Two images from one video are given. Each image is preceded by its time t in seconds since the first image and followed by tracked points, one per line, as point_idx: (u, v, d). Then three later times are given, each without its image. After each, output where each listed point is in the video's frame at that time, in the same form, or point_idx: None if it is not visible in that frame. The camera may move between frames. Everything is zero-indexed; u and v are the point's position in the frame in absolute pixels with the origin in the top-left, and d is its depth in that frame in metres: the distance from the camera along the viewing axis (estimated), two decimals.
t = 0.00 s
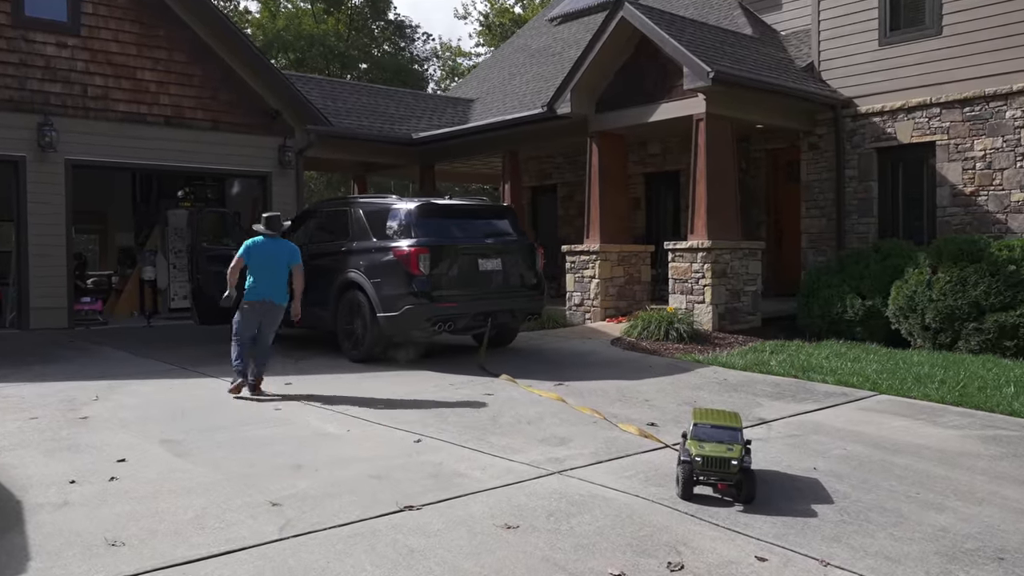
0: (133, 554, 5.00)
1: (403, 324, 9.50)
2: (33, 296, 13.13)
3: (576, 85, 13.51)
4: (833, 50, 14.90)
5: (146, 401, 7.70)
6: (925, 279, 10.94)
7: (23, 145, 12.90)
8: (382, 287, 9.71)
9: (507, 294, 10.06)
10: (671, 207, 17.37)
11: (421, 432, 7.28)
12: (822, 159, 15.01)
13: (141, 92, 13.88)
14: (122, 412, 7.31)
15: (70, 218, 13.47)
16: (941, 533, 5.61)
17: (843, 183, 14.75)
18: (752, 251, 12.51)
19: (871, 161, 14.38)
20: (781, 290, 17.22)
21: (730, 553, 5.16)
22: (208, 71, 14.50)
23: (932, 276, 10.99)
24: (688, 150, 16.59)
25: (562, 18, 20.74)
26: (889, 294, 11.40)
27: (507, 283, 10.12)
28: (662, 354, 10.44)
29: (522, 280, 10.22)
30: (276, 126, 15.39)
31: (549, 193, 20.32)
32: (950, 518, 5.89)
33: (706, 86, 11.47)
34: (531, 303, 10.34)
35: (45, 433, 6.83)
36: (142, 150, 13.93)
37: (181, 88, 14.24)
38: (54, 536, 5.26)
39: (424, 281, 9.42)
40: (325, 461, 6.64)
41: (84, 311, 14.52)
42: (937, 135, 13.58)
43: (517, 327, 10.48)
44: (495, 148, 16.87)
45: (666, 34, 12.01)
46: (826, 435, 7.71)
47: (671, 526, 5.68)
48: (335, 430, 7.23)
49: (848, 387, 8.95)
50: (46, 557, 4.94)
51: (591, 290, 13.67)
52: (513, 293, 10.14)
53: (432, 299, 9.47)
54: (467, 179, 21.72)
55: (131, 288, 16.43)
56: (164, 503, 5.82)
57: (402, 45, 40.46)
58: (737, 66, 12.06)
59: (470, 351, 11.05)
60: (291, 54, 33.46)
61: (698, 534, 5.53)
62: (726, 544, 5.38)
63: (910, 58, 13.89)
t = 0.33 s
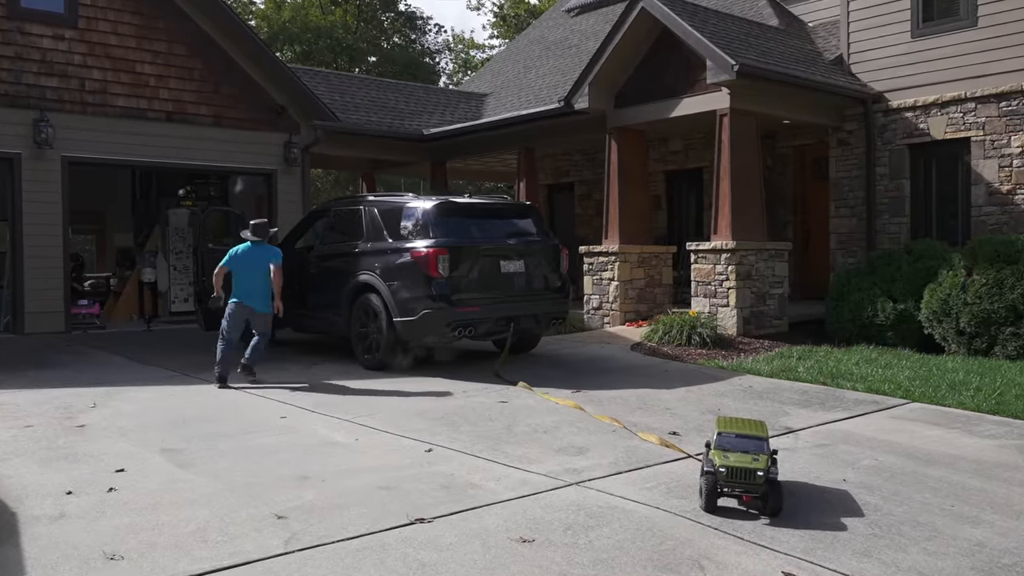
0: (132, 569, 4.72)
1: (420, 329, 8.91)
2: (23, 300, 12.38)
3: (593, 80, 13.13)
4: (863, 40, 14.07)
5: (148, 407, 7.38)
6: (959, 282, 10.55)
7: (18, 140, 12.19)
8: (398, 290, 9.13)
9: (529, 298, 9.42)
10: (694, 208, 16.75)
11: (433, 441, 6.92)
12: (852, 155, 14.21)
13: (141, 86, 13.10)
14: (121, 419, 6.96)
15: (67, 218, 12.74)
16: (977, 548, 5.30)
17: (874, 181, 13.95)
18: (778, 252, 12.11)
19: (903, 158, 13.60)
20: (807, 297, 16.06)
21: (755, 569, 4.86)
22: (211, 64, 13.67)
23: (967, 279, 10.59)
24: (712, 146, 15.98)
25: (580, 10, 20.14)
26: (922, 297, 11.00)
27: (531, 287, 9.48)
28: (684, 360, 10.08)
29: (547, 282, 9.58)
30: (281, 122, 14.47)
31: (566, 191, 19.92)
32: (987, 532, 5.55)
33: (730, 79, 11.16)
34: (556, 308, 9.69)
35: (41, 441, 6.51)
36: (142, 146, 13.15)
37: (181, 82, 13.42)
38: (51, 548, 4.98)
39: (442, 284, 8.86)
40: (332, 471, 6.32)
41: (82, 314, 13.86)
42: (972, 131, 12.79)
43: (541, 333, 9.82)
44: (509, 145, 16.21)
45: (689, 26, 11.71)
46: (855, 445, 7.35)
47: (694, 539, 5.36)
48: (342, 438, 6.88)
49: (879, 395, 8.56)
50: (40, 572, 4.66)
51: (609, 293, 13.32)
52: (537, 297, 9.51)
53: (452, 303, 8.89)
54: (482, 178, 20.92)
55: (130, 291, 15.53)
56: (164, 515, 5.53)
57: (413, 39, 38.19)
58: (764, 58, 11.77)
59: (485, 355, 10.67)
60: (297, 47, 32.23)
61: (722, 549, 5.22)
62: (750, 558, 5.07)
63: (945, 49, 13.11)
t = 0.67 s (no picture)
0: None
1: (436, 334, 8.31)
2: (16, 302, 11.85)
3: (612, 72, 12.76)
4: (894, 31, 13.35)
5: (146, 412, 7.07)
6: (995, 283, 10.15)
7: (10, 135, 11.71)
8: (414, 293, 8.52)
9: (553, 301, 8.74)
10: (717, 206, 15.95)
11: (443, 450, 6.59)
12: (881, 151, 13.56)
13: (138, 79, 12.57)
14: (117, 427, 6.62)
15: (62, 217, 12.20)
16: (1017, 563, 4.99)
17: (905, 177, 13.29)
18: (805, 252, 11.71)
19: (936, 154, 12.93)
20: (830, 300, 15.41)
21: None
22: (213, 55, 13.12)
23: (1004, 281, 10.20)
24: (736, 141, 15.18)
25: None
26: (956, 300, 10.56)
27: (554, 289, 8.79)
28: (705, 366, 9.75)
29: (571, 285, 8.88)
30: (285, 116, 13.89)
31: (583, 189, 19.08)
32: None
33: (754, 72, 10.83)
34: (582, 312, 8.99)
35: (33, 450, 6.19)
36: (140, 142, 12.61)
37: (180, 74, 12.89)
38: (43, 563, 4.69)
39: (461, 286, 8.22)
40: (337, 480, 6.00)
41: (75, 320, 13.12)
42: (1009, 126, 12.09)
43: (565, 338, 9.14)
44: (523, 140, 15.54)
45: (711, 16, 11.39)
46: (887, 455, 6.97)
47: (718, 553, 5.04)
48: (348, 446, 6.54)
49: (911, 402, 8.17)
50: None
51: (629, 295, 12.96)
52: (561, 300, 8.81)
53: (471, 307, 8.25)
54: (495, 175, 20.24)
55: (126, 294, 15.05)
56: (162, 527, 5.23)
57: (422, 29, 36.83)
58: (790, 49, 11.40)
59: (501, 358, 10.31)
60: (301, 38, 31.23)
61: (747, 563, 4.91)
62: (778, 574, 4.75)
63: (980, 41, 12.43)
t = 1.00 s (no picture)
0: None
1: (452, 339, 7.48)
2: (5, 304, 11.34)
3: (631, 64, 12.08)
4: (924, 20, 12.58)
5: (143, 419, 6.75)
6: None
7: None
8: (428, 296, 7.66)
9: (579, 304, 7.88)
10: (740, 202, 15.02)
11: (453, 461, 6.25)
12: (914, 146, 12.66)
13: (134, 71, 12.08)
14: (111, 437, 6.31)
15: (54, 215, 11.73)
16: None
17: (937, 174, 12.40)
18: (832, 252, 10.96)
19: (971, 148, 12.05)
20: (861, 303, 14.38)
21: None
22: (212, 45, 12.61)
23: None
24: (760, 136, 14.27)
25: None
26: (992, 302, 10.07)
27: (580, 292, 7.93)
28: (730, 372, 8.95)
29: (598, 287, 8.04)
30: (289, 110, 13.42)
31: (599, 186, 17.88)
32: None
33: (780, 63, 10.24)
34: (611, 317, 8.10)
35: (22, 461, 5.88)
36: (137, 137, 12.15)
37: (178, 65, 12.40)
38: None
39: (482, 288, 7.38)
40: (341, 491, 5.69)
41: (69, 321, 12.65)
42: None
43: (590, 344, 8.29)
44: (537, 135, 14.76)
45: (735, 5, 10.83)
46: (919, 465, 6.58)
47: (743, 569, 4.72)
48: (354, 457, 6.21)
49: (945, 410, 7.73)
50: None
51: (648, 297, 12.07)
52: (586, 303, 7.95)
53: (493, 310, 7.39)
54: (508, 173, 19.70)
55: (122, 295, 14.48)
56: (158, 541, 4.92)
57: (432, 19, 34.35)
58: (816, 39, 10.79)
59: (513, 361, 9.57)
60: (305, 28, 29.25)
61: None
62: None
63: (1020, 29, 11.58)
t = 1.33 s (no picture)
0: None
1: (473, 345, 7.12)
2: None
3: (652, 55, 11.42)
4: (962, 9, 11.99)
5: (138, 427, 6.46)
6: None
7: None
8: (448, 299, 7.30)
9: (606, 308, 7.48)
10: (766, 202, 14.07)
11: (465, 471, 5.94)
12: (950, 141, 12.07)
13: (129, 61, 11.39)
14: (105, 445, 6.03)
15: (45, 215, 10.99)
16: None
17: (974, 170, 11.81)
18: (864, 253, 10.44)
19: (1010, 143, 11.50)
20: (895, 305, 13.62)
21: None
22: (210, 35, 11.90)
23: None
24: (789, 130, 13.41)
25: None
26: None
27: (607, 295, 7.53)
28: (754, 378, 8.50)
29: (628, 290, 7.61)
30: (291, 103, 12.64)
31: (620, 181, 16.63)
32: None
33: (808, 53, 9.72)
34: (641, 320, 7.68)
35: (11, 471, 5.59)
36: (134, 130, 11.45)
37: (175, 55, 11.70)
38: None
39: (505, 291, 7.02)
40: (346, 502, 5.40)
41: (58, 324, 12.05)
42: None
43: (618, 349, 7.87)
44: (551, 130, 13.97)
45: None
46: (955, 476, 6.19)
47: None
48: (360, 466, 5.91)
49: (983, 418, 7.32)
50: None
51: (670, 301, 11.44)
52: (614, 306, 7.55)
53: (515, 314, 7.03)
54: (522, 167, 18.79)
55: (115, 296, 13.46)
56: (153, 554, 4.63)
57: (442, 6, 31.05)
58: (845, 28, 10.28)
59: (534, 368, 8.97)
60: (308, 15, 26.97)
61: None
62: None
63: None
